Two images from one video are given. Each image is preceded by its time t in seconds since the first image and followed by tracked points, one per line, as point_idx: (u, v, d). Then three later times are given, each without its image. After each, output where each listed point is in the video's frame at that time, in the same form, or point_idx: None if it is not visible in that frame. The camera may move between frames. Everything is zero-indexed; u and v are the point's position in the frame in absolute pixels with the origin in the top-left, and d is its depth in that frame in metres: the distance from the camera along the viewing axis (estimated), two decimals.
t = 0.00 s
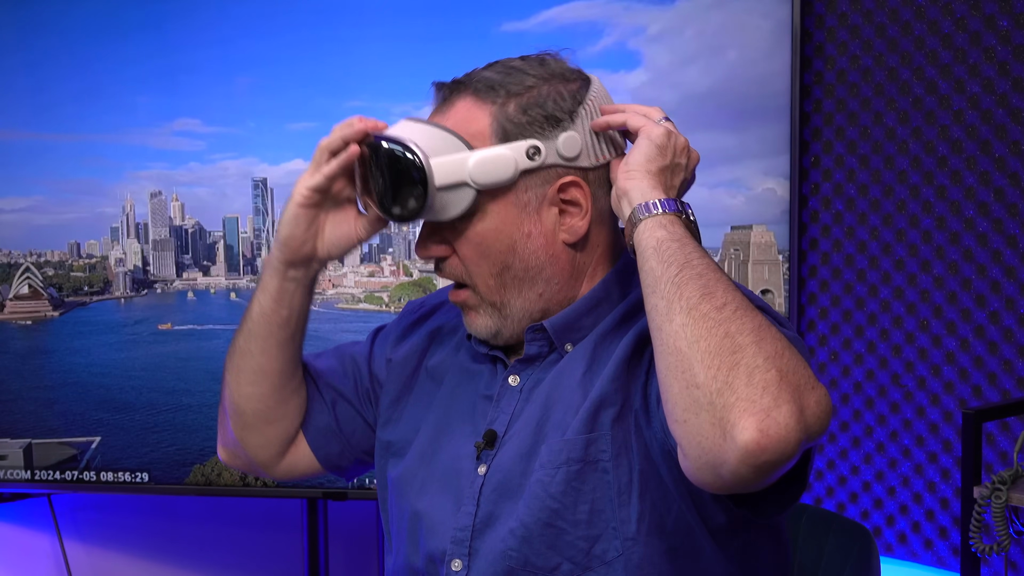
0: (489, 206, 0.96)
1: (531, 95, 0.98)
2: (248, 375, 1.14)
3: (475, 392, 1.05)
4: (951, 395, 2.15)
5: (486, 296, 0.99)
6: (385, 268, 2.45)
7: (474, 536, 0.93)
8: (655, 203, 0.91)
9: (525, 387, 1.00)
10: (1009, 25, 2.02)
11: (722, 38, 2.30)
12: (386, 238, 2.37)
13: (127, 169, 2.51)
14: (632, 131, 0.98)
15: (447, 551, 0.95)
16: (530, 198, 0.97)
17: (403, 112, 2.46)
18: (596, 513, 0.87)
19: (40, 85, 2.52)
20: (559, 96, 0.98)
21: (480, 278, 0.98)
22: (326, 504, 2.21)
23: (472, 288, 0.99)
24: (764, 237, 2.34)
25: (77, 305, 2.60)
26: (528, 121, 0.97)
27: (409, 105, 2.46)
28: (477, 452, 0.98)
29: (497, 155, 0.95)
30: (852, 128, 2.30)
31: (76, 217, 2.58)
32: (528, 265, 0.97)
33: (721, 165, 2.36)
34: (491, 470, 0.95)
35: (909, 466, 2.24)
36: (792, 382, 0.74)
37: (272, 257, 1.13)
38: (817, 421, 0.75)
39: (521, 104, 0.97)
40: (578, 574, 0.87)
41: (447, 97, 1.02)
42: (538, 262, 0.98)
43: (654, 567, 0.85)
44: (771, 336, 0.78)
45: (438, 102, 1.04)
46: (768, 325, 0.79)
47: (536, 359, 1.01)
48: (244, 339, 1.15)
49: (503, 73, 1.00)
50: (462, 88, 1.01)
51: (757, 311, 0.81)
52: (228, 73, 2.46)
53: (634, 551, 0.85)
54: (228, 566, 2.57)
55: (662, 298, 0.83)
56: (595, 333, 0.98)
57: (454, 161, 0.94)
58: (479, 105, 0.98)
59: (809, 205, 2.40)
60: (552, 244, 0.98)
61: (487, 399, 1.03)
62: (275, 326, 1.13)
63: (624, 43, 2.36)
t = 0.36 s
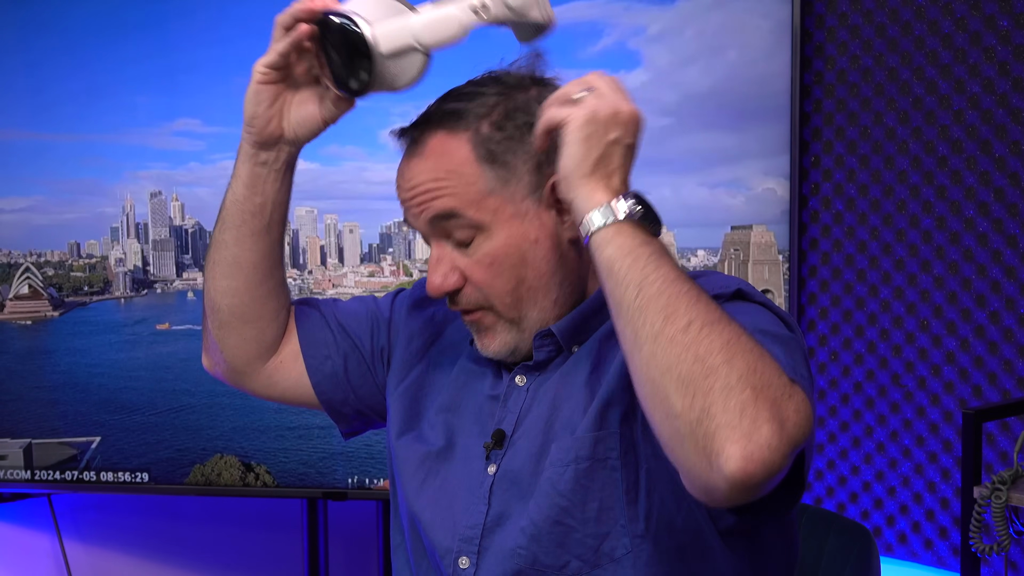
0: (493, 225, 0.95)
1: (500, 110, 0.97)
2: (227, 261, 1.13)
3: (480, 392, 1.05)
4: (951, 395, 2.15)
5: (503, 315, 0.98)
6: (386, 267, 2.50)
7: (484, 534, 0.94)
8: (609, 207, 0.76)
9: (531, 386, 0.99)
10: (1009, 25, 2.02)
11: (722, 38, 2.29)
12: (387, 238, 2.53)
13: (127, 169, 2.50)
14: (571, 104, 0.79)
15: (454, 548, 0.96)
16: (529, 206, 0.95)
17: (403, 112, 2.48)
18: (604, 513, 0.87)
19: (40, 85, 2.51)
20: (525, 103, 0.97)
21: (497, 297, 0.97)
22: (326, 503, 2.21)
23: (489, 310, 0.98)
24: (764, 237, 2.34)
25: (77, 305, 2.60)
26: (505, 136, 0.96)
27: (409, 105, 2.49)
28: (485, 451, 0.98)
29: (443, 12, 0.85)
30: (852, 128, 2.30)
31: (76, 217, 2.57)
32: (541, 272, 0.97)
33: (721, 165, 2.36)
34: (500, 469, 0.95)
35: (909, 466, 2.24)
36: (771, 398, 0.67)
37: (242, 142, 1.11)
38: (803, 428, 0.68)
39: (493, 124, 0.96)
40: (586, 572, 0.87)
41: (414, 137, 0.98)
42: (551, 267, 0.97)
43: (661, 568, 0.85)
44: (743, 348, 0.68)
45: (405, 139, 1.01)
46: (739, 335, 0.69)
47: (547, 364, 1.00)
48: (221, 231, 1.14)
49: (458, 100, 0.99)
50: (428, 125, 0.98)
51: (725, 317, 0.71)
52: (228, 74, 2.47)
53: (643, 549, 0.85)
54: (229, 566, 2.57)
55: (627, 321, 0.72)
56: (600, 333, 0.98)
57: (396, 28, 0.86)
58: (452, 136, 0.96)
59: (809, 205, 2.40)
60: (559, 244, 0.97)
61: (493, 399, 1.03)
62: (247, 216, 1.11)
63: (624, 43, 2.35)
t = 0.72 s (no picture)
0: (503, 205, 0.95)
1: (536, 94, 0.98)
2: (203, 356, 1.07)
3: (480, 396, 1.04)
4: (951, 395, 2.15)
5: (495, 299, 0.97)
6: (386, 267, 2.52)
7: (480, 541, 0.93)
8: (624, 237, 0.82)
9: (533, 393, 0.99)
10: (1009, 25, 2.02)
11: (722, 38, 2.29)
12: (388, 238, 2.52)
13: (127, 169, 2.50)
14: (605, 131, 0.86)
15: (451, 554, 0.95)
16: (542, 195, 0.96)
17: (403, 112, 2.48)
18: (603, 518, 0.87)
19: (40, 85, 2.51)
20: (562, 94, 0.99)
21: (494, 280, 0.96)
22: (326, 503, 2.21)
23: (482, 291, 0.97)
24: (764, 237, 2.34)
25: (77, 305, 2.60)
26: (537, 119, 0.97)
27: (410, 105, 2.49)
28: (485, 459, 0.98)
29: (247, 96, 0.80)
30: (852, 128, 2.30)
31: (76, 217, 2.57)
32: (544, 263, 0.96)
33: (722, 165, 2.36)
34: (498, 476, 0.95)
35: (909, 466, 2.24)
36: (779, 401, 0.68)
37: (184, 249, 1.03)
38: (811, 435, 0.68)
39: (528, 105, 0.97)
40: None
41: (446, 102, 0.99)
42: (553, 260, 0.97)
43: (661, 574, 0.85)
44: (752, 357, 0.70)
45: (433, 107, 1.01)
46: (746, 344, 0.72)
47: (546, 368, 1.00)
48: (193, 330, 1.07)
49: (495, 78, 1.00)
50: (460, 95, 0.99)
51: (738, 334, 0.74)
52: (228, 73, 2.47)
53: (642, 557, 0.85)
54: (229, 567, 2.57)
55: (638, 335, 0.76)
56: (600, 339, 0.97)
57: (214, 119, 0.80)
58: (485, 108, 0.97)
59: (809, 205, 2.40)
60: (565, 240, 0.97)
61: (494, 404, 1.03)
62: (212, 306, 1.04)
63: (625, 43, 2.35)
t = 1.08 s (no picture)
0: (495, 214, 0.95)
1: (553, 112, 0.97)
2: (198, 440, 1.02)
3: (469, 400, 1.04)
4: (951, 395, 2.15)
5: (475, 300, 0.98)
6: (386, 267, 2.46)
7: (471, 542, 0.94)
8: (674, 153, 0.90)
9: (527, 395, 0.99)
10: (1009, 25, 2.02)
11: (722, 39, 2.30)
12: (388, 238, 2.51)
13: (127, 169, 2.51)
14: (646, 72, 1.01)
15: (444, 558, 0.96)
16: (537, 217, 0.96)
17: (403, 112, 2.47)
18: (589, 506, 0.87)
19: (40, 85, 2.51)
20: (581, 116, 0.97)
21: (474, 282, 0.97)
22: (326, 504, 2.20)
23: (463, 289, 0.98)
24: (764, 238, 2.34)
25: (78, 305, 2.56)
26: (548, 138, 0.96)
27: (409, 106, 2.47)
28: (479, 461, 0.98)
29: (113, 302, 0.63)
30: (852, 128, 2.29)
31: (76, 217, 2.58)
32: (526, 280, 0.97)
33: (722, 165, 2.35)
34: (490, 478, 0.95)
35: (909, 466, 2.24)
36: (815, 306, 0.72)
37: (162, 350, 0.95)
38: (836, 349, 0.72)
39: (542, 121, 0.96)
40: (575, 568, 0.87)
41: (467, 96, 0.99)
42: (537, 278, 0.97)
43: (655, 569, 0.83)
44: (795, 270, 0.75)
45: (456, 97, 1.01)
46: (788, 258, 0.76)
47: (540, 368, 1.00)
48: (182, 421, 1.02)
49: (519, 82, 0.99)
50: (484, 91, 0.99)
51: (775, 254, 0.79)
52: (228, 73, 2.47)
53: (627, 541, 0.84)
54: (229, 567, 2.57)
55: (682, 232, 0.79)
56: (591, 338, 0.98)
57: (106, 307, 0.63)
58: (499, 115, 0.96)
59: (809, 205, 2.39)
60: (553, 262, 0.98)
61: (484, 405, 1.03)
62: (192, 408, 0.98)
63: (625, 43, 2.35)
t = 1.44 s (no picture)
0: (510, 191, 0.95)
1: (562, 90, 0.98)
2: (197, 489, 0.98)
3: (465, 410, 1.02)
4: (951, 396, 2.14)
5: (482, 284, 0.96)
6: (386, 267, 2.57)
7: (467, 553, 0.92)
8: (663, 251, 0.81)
9: (523, 404, 0.98)
10: (1009, 25, 2.01)
11: (723, 39, 2.30)
12: (388, 238, 2.55)
13: (127, 169, 2.50)
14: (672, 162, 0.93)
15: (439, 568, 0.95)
16: (550, 194, 0.97)
17: (403, 112, 2.48)
18: (591, 514, 0.87)
19: (39, 85, 2.50)
20: (588, 97, 0.99)
21: (484, 266, 0.95)
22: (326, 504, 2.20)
23: (471, 274, 0.96)
24: (764, 237, 2.35)
25: (77, 305, 2.60)
26: (559, 115, 0.97)
27: (409, 106, 2.48)
28: (474, 470, 0.97)
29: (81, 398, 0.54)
30: (852, 128, 2.30)
31: (76, 217, 2.58)
32: (538, 260, 0.96)
33: (722, 165, 2.37)
34: (486, 488, 0.94)
35: (909, 466, 2.24)
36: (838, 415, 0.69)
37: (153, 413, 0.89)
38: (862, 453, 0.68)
39: (552, 99, 0.97)
40: None
41: (471, 81, 0.98)
42: (548, 259, 0.97)
43: None
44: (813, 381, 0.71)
45: (457, 85, 1.00)
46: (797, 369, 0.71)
47: (534, 376, 0.99)
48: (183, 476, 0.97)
49: (526, 64, 0.99)
50: (489, 74, 0.98)
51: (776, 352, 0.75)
52: (228, 73, 2.47)
53: (635, 565, 0.84)
54: (229, 566, 2.57)
55: (692, 351, 0.72)
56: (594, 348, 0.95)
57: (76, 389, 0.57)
58: (509, 94, 0.96)
59: (809, 205, 2.40)
60: (564, 243, 0.99)
61: (479, 414, 1.01)
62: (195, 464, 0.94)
63: (625, 43, 2.36)
